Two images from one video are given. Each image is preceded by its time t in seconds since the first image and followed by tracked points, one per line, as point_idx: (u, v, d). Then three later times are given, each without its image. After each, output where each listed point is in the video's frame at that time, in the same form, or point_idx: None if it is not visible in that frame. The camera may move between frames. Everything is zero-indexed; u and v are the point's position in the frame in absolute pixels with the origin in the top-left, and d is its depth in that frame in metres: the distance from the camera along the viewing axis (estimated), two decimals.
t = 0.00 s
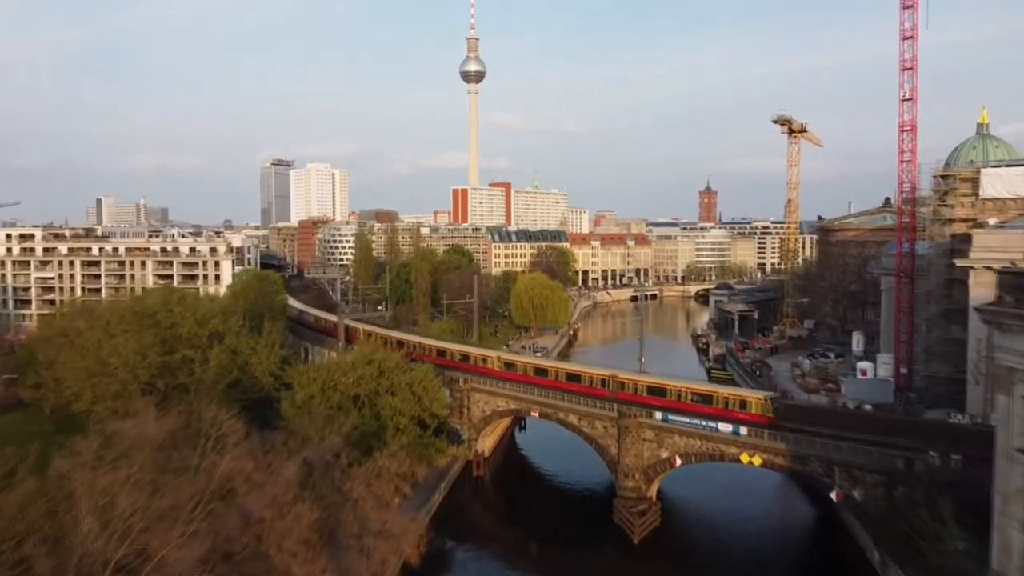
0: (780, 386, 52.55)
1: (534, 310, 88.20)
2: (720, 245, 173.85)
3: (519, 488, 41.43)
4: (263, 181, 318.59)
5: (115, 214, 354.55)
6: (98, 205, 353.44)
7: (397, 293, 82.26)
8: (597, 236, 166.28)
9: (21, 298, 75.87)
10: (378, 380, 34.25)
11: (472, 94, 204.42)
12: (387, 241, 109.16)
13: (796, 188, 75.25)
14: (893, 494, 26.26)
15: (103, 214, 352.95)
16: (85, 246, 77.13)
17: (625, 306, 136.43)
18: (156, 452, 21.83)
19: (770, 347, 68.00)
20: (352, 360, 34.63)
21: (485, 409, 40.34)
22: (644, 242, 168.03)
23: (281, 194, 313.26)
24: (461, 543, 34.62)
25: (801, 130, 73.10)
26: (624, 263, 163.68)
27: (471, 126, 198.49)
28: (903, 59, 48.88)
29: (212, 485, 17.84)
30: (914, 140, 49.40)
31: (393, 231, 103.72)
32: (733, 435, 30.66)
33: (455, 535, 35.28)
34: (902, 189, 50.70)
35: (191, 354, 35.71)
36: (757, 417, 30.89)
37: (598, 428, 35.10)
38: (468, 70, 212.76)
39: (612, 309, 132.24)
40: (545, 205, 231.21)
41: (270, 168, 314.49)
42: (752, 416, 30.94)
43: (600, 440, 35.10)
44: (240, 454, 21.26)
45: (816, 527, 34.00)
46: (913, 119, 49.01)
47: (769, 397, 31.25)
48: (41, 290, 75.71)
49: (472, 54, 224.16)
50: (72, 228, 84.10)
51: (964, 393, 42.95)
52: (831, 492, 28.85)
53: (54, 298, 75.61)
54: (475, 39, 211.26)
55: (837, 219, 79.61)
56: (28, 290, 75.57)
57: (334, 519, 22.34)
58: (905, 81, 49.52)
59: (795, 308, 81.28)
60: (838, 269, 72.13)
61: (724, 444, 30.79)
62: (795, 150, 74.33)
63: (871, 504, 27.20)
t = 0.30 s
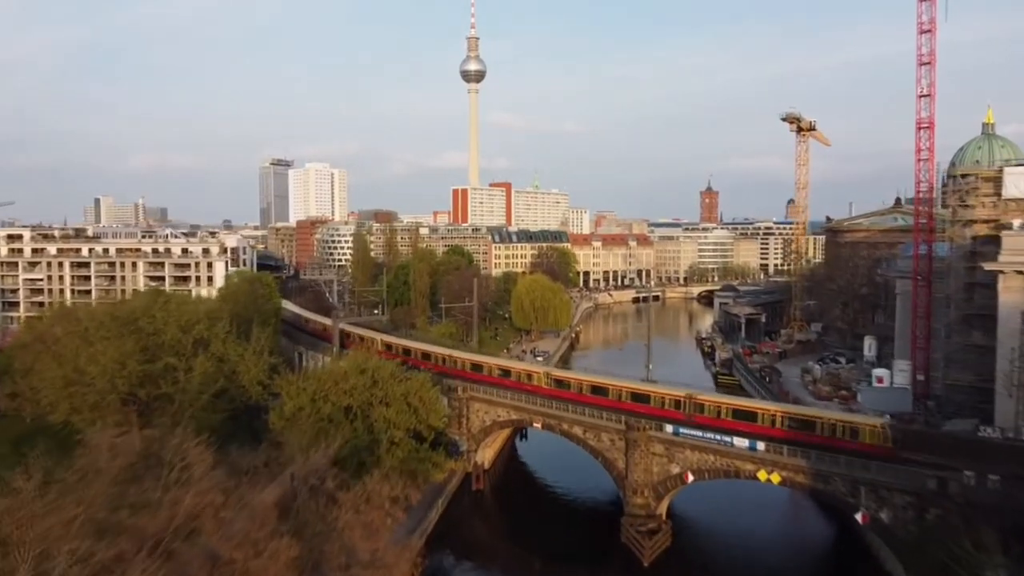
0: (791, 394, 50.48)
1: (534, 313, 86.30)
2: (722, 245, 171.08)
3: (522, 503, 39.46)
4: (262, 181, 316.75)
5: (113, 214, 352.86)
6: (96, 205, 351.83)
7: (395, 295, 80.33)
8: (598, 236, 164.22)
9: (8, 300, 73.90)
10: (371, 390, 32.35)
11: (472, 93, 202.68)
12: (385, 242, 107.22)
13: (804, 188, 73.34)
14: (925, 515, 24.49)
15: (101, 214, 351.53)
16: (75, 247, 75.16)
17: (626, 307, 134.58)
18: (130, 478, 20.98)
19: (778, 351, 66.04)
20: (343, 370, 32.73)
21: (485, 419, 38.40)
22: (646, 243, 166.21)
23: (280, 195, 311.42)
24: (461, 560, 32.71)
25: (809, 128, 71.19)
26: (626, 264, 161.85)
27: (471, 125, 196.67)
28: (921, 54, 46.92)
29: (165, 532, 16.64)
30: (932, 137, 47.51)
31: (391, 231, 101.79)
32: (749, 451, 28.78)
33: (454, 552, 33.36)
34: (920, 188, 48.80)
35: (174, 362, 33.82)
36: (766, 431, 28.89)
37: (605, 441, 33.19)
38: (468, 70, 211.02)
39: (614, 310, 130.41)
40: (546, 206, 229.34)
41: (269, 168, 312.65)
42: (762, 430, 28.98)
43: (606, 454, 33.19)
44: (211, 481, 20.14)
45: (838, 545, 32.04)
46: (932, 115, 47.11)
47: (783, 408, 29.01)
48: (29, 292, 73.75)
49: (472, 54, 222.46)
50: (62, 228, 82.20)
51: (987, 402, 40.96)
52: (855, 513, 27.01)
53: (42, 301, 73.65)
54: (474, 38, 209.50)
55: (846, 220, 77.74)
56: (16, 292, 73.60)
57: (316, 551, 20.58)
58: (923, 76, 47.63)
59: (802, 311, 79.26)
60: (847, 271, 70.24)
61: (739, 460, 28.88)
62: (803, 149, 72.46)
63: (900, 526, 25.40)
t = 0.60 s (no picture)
0: (797, 401, 48.50)
1: (530, 315, 84.34)
2: (719, 246, 169.31)
3: (518, 517, 37.49)
4: (255, 181, 314.23)
5: (105, 214, 350.00)
6: (87, 205, 348.59)
7: (386, 297, 78.31)
8: (594, 237, 162.47)
9: None
10: (356, 401, 30.35)
11: (466, 93, 200.65)
12: (378, 242, 105.16)
13: (806, 188, 71.68)
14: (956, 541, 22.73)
15: (92, 214, 348.31)
16: (56, 248, 72.87)
17: (623, 309, 132.73)
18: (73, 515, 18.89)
19: (780, 355, 64.18)
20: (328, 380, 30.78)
21: (478, 429, 36.43)
22: (642, 244, 164.45)
23: (273, 195, 308.89)
24: None
25: (812, 126, 69.42)
26: (622, 265, 160.09)
27: (465, 125, 194.63)
28: (932, 48, 45.15)
29: None
30: (944, 134, 45.72)
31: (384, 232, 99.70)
32: (762, 466, 26.88)
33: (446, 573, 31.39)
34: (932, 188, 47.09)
35: (148, 371, 31.75)
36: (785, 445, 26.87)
37: (606, 455, 31.26)
38: (463, 70, 209.13)
39: (610, 312, 128.59)
40: (541, 206, 227.43)
41: (262, 168, 310.12)
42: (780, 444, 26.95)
43: (608, 467, 31.26)
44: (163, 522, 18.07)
45: (855, 567, 30.14)
46: (943, 111, 45.32)
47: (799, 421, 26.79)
48: (9, 295, 71.44)
49: (466, 54, 220.52)
50: (45, 228, 80.03)
51: (1004, 411, 39.23)
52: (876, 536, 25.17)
53: (23, 303, 71.35)
54: (469, 38, 207.40)
55: (849, 220, 76.10)
56: None
57: None
58: (934, 70, 45.86)
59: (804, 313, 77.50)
60: (851, 273, 68.52)
61: (751, 477, 26.99)
62: (805, 147, 70.71)
63: (926, 551, 23.58)
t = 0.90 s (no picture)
0: (798, 408, 46.66)
1: (521, 318, 82.51)
2: (712, 246, 167.88)
3: (510, 533, 35.60)
4: (244, 180, 311.29)
5: (91, 214, 346.17)
6: (74, 206, 345.47)
7: (374, 299, 76.31)
8: (586, 237, 160.77)
9: None
10: (337, 414, 28.40)
11: (457, 92, 198.77)
12: (366, 243, 103.06)
13: (805, 187, 70.09)
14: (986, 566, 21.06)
15: (80, 215, 345.17)
16: (32, 248, 70.43)
17: (615, 310, 131.20)
18: None
19: (778, 359, 62.56)
20: (307, 391, 28.85)
21: (468, 440, 34.46)
22: (635, 245, 162.93)
23: (262, 195, 306.23)
24: None
25: (811, 124, 67.85)
26: (614, 266, 158.45)
27: (456, 125, 192.78)
28: (939, 42, 43.55)
29: None
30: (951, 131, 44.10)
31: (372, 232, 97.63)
32: (771, 483, 25.04)
33: None
34: (939, 186, 45.40)
35: (114, 381, 29.63)
36: (793, 459, 25.09)
37: (604, 469, 29.37)
38: (454, 68, 207.05)
39: (602, 313, 126.82)
40: (532, 207, 225.63)
41: (251, 167, 307.21)
42: (788, 459, 25.14)
43: (605, 483, 29.39)
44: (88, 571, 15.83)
45: None
46: (951, 107, 43.72)
47: (811, 434, 24.87)
48: None
49: (457, 53, 218.48)
50: (21, 228, 77.62)
51: (1015, 419, 37.58)
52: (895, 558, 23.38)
53: None
54: (459, 37, 205.19)
55: (847, 221, 74.62)
56: None
57: None
58: (941, 65, 44.23)
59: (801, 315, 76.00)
60: (850, 275, 67.04)
61: (760, 494, 25.18)
62: (803, 146, 69.13)
63: None
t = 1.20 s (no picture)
0: (803, 414, 44.84)
1: (514, 320, 80.69)
2: (706, 246, 166.50)
3: (504, 548, 33.73)
4: (235, 180, 308.39)
5: (79, 214, 342.63)
6: (63, 206, 342.00)
7: (364, 300, 74.35)
8: (579, 237, 159.01)
9: None
10: (318, 426, 26.50)
11: (449, 91, 196.72)
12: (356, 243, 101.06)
13: (805, 186, 68.54)
14: None
15: (68, 215, 341.75)
16: (9, 250, 68.13)
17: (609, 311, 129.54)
18: None
19: (778, 362, 60.90)
20: (287, 402, 26.92)
21: (459, 451, 32.54)
22: (629, 245, 161.25)
23: (252, 195, 303.55)
24: None
25: (811, 121, 66.22)
26: (608, 266, 156.71)
27: (448, 125, 190.79)
28: (949, 34, 41.99)
29: None
30: (962, 126, 42.48)
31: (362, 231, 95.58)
32: (786, 502, 23.25)
33: None
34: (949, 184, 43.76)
35: (80, 391, 27.48)
36: (806, 476, 23.31)
37: (604, 484, 27.54)
38: (446, 67, 204.91)
39: (597, 315, 125.12)
40: (525, 207, 223.77)
41: (241, 167, 304.40)
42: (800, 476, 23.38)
43: (605, 498, 27.54)
44: None
45: None
46: (962, 101, 42.11)
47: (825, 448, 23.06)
48: None
49: (449, 52, 216.33)
50: None
51: None
52: None
53: None
54: (451, 36, 203.09)
55: (848, 221, 73.07)
56: None
57: None
58: (952, 58, 42.64)
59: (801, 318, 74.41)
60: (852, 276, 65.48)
61: (774, 513, 23.38)
62: (804, 144, 67.48)
63: None
